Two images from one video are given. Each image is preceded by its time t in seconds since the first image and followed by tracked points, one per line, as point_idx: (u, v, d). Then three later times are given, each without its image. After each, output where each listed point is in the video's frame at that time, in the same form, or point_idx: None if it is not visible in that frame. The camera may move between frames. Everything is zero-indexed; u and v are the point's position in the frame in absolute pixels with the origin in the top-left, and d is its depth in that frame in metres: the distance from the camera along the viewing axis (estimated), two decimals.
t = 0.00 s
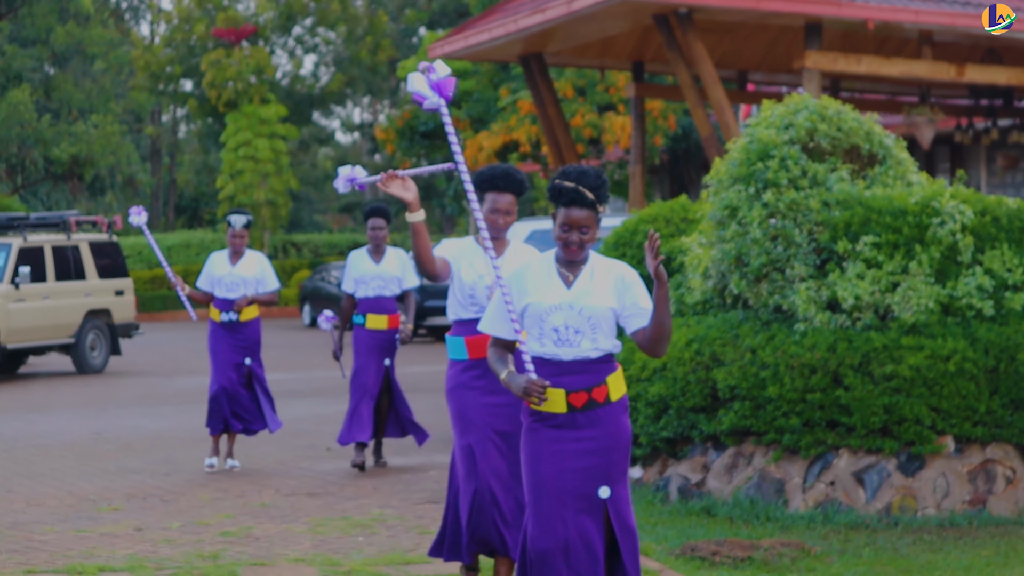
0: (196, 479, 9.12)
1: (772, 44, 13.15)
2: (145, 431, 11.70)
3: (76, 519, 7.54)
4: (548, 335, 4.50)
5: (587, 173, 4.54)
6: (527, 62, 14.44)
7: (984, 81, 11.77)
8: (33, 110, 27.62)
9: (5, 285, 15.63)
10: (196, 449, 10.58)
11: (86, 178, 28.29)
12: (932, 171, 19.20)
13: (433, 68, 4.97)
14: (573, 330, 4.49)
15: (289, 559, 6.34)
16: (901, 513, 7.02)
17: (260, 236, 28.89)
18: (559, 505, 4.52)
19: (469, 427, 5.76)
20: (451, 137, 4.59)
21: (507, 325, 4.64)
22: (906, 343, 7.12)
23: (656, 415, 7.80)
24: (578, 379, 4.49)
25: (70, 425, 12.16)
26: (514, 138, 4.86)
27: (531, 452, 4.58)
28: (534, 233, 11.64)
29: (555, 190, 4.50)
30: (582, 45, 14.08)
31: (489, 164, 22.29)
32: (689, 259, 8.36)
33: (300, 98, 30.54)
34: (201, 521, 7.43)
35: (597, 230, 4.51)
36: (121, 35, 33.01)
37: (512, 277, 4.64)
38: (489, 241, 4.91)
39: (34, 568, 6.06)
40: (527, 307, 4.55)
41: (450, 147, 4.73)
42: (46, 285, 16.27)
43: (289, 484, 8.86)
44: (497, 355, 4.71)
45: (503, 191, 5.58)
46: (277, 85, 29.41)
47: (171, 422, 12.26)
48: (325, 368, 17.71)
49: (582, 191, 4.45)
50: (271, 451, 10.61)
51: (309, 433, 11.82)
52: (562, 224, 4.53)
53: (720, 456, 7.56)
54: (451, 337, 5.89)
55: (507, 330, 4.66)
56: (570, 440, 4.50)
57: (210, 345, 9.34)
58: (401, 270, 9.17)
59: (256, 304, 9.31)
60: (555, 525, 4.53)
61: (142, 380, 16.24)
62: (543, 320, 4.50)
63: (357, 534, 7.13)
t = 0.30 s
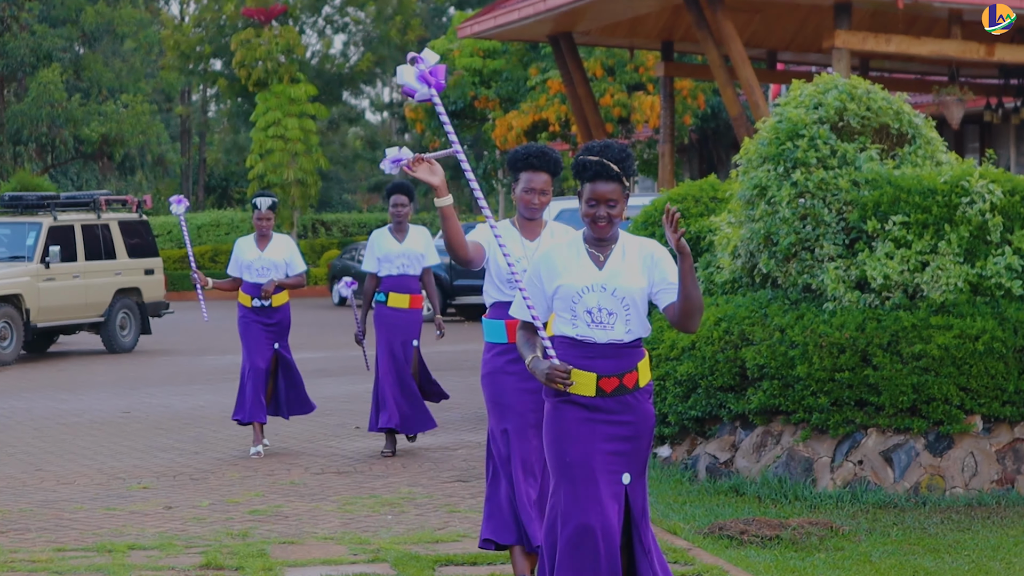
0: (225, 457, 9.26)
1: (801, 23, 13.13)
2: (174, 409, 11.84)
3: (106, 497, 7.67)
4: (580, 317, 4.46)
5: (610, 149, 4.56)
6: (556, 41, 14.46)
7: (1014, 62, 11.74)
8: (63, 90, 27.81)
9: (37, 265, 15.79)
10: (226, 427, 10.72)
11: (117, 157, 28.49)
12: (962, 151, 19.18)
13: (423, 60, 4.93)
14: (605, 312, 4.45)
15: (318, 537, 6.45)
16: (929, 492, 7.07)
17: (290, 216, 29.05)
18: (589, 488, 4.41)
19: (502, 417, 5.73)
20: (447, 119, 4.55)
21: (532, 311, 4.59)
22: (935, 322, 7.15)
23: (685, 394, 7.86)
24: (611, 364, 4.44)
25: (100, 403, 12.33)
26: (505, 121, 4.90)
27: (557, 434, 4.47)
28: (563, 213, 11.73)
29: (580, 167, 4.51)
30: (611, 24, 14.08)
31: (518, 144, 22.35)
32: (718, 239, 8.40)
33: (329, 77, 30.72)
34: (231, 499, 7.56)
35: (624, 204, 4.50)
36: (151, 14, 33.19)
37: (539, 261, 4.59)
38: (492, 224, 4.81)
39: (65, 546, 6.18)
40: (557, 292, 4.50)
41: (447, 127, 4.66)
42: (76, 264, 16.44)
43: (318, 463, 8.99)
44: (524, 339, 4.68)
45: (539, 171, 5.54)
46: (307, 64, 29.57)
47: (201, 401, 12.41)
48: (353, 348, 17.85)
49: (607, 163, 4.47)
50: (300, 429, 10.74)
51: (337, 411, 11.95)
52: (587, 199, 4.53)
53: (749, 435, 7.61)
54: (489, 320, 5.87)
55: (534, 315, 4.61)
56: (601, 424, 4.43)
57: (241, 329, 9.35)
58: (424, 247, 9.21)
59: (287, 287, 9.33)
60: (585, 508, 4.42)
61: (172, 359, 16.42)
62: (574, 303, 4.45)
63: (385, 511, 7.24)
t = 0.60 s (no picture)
0: (246, 438, 9.33)
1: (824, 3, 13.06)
2: (196, 390, 11.93)
3: (129, 477, 7.75)
4: (600, 297, 4.17)
5: (611, 120, 4.42)
6: (577, 22, 14.42)
7: None
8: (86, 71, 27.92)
9: (59, 246, 15.87)
10: (248, 408, 10.79)
11: (139, 138, 28.58)
12: (984, 131, 19.07)
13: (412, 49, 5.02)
14: (625, 291, 4.17)
15: (340, 518, 6.49)
16: (951, 474, 7.05)
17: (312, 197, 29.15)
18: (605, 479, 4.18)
19: (525, 397, 5.41)
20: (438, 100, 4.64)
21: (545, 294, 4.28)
22: (957, 303, 7.17)
23: (706, 374, 7.86)
24: (631, 346, 4.17)
25: (123, 384, 12.41)
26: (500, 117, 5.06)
27: (571, 419, 4.21)
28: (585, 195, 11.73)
29: (587, 134, 4.33)
30: (633, 5, 14.05)
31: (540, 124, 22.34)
32: (739, 220, 8.40)
33: (351, 58, 30.81)
34: (253, 480, 7.63)
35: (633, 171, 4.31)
36: None
37: (548, 242, 4.28)
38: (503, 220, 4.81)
39: (88, 527, 6.25)
40: (574, 270, 4.20)
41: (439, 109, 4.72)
42: (99, 245, 16.54)
43: (339, 444, 9.05)
44: (535, 324, 4.40)
45: (564, 147, 5.34)
46: (329, 45, 29.61)
47: (222, 382, 12.49)
48: (374, 329, 17.92)
49: (616, 127, 4.31)
50: (320, 410, 10.80)
51: (358, 392, 12.01)
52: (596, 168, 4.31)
53: (770, 416, 7.62)
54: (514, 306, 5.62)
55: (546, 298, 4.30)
56: (619, 410, 4.16)
57: (262, 305, 9.19)
58: (445, 233, 8.98)
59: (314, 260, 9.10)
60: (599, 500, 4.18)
61: (194, 340, 16.51)
62: (594, 282, 4.17)
63: (407, 492, 7.29)
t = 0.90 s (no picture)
0: (262, 425, 9.38)
1: None
2: (212, 377, 11.99)
3: (146, 464, 7.81)
4: (616, 286, 4.06)
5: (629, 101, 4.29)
6: (594, 9, 14.40)
7: None
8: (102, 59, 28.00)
9: (76, 233, 15.94)
10: (264, 395, 10.84)
11: (155, 125, 28.64)
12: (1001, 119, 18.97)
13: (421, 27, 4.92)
14: (643, 280, 4.07)
15: (356, 505, 6.53)
16: (967, 461, 7.03)
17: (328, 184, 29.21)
18: (627, 471, 4.07)
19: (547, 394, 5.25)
20: (451, 79, 4.49)
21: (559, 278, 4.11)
22: (974, 290, 7.15)
23: (723, 361, 7.86)
24: (647, 335, 4.07)
25: (140, 371, 12.48)
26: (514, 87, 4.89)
27: (589, 414, 4.12)
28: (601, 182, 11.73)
29: (605, 114, 4.18)
30: None
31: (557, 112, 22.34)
32: (755, 207, 8.37)
33: (368, 45, 30.85)
34: (269, 467, 7.68)
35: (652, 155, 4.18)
36: None
37: (563, 226, 4.14)
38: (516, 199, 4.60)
39: (105, 514, 6.31)
40: (590, 258, 4.07)
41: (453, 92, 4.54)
42: (116, 232, 16.62)
43: (355, 431, 9.09)
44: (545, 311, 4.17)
45: (587, 128, 5.24)
46: (346, 32, 29.64)
47: (238, 369, 12.55)
48: (390, 316, 17.96)
49: (636, 107, 4.16)
50: (336, 397, 10.84)
51: (374, 380, 12.05)
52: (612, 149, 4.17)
53: (787, 403, 7.62)
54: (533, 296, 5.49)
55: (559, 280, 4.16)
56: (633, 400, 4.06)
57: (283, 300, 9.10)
58: (466, 221, 8.89)
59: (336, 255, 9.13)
60: (623, 493, 4.08)
61: (211, 327, 16.58)
62: (610, 271, 4.06)
63: (423, 480, 7.32)
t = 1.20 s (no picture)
0: (274, 418, 9.41)
1: None
2: (225, 371, 12.02)
3: (158, 458, 7.85)
4: (634, 285, 3.92)
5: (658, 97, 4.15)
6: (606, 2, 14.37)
7: None
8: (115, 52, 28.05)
9: (89, 227, 16.00)
10: (277, 389, 10.88)
11: (168, 119, 28.66)
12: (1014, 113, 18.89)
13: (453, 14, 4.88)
14: (662, 279, 3.92)
15: (369, 498, 6.55)
16: (980, 455, 7.03)
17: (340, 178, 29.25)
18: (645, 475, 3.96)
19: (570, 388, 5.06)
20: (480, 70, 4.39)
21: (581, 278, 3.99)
22: (987, 284, 7.12)
23: (735, 355, 7.84)
24: (666, 338, 3.92)
25: (153, 365, 12.53)
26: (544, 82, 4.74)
27: (609, 419, 4.01)
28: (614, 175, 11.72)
29: (631, 108, 4.06)
30: None
31: (569, 105, 22.34)
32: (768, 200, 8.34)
33: (381, 39, 30.90)
34: (282, 461, 7.71)
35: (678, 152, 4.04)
36: None
37: (583, 224, 4.02)
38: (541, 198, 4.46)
39: (118, 507, 6.35)
40: (609, 255, 3.95)
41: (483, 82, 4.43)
42: (129, 226, 16.67)
43: (367, 425, 9.12)
44: (567, 312, 4.05)
45: (611, 126, 5.08)
46: (358, 26, 29.62)
47: (251, 363, 12.58)
48: (402, 310, 17.97)
49: (664, 102, 4.03)
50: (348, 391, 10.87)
51: (386, 373, 12.07)
52: (638, 144, 4.03)
53: (800, 397, 7.61)
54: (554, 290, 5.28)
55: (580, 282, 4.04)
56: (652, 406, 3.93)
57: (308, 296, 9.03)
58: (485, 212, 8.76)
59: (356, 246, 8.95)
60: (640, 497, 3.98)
61: (224, 321, 16.63)
62: (629, 271, 3.92)
63: (435, 473, 7.34)
